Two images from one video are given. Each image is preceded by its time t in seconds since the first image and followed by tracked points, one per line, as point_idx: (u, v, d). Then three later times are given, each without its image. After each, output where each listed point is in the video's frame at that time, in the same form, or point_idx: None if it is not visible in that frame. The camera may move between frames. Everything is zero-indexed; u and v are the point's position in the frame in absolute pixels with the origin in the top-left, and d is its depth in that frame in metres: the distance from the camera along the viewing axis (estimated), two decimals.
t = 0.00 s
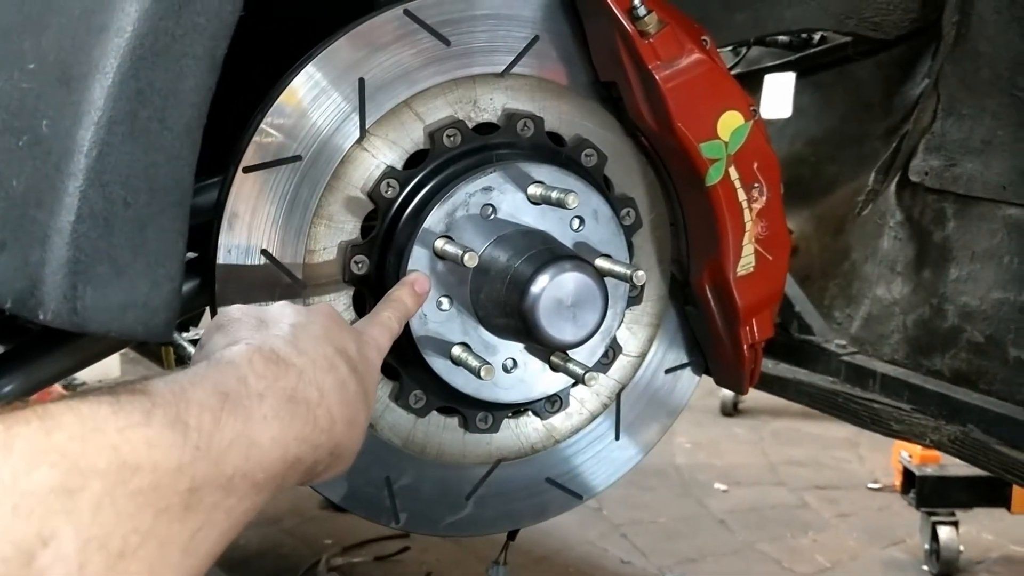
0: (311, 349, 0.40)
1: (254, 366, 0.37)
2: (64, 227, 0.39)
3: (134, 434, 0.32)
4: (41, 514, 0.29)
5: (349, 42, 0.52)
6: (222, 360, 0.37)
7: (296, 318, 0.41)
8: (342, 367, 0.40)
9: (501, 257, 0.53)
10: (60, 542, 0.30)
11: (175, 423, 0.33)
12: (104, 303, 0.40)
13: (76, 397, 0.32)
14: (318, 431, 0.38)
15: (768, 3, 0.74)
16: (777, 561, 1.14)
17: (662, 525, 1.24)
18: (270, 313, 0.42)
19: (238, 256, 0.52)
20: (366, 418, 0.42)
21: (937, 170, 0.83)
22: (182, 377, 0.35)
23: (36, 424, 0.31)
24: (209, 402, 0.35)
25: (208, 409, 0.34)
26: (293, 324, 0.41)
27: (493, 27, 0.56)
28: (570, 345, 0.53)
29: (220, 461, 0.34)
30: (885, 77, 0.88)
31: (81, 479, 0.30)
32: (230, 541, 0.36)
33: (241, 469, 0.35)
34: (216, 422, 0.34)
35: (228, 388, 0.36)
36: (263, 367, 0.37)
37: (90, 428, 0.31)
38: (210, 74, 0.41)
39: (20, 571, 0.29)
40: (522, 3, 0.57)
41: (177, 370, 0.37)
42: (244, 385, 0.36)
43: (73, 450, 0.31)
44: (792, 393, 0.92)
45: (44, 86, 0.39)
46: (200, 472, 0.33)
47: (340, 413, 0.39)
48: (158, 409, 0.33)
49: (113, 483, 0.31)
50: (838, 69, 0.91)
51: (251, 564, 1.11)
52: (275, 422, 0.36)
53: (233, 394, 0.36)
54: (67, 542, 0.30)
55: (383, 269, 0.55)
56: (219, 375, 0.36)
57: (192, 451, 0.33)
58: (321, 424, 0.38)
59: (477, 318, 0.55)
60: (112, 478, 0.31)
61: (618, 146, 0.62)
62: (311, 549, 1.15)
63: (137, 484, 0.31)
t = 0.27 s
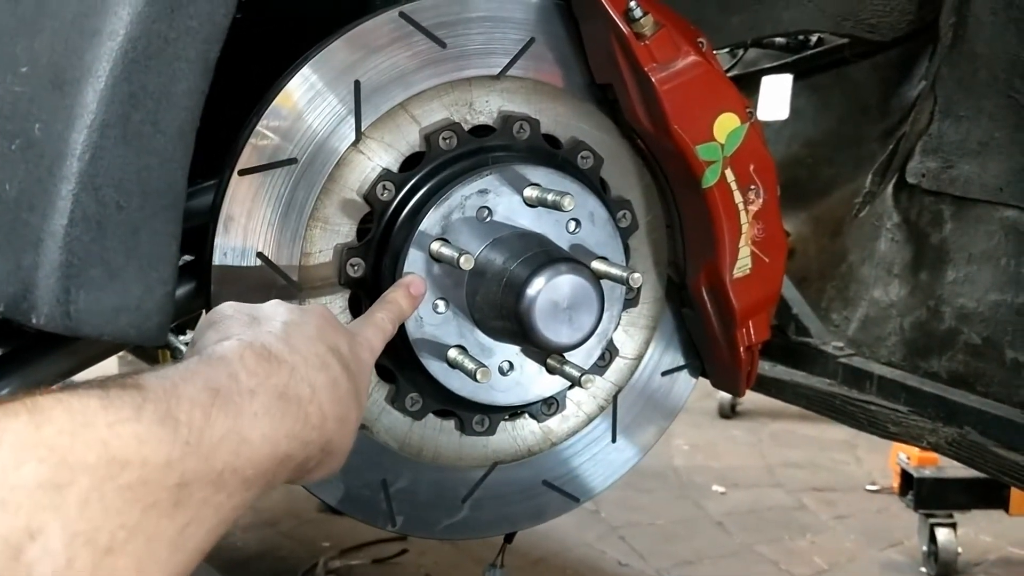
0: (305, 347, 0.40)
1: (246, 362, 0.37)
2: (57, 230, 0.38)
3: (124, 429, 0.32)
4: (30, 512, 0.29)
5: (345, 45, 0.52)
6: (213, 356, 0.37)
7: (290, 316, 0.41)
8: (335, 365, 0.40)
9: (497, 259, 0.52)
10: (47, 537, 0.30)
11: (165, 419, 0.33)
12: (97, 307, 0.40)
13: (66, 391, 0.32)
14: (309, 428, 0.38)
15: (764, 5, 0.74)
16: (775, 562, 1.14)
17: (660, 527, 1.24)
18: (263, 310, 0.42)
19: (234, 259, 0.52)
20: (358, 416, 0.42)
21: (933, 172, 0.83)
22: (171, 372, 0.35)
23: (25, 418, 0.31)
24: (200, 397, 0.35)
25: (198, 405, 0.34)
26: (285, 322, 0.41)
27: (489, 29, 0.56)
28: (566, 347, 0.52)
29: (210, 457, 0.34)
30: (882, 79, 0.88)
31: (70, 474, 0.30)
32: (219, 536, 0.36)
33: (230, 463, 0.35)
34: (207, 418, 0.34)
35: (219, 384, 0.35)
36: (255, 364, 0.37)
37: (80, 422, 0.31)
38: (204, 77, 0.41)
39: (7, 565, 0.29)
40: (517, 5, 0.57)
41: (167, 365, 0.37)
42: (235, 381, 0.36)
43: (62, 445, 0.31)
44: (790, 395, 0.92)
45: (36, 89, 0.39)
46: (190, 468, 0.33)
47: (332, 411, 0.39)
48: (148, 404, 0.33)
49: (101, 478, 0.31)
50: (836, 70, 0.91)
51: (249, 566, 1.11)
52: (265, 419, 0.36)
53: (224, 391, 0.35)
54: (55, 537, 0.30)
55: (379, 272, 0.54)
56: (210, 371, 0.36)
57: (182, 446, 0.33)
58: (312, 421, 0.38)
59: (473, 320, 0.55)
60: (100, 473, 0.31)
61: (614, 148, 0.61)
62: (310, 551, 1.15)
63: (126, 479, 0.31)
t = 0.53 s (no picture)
0: (303, 348, 0.40)
1: (244, 363, 0.37)
2: (55, 227, 0.38)
3: (123, 430, 0.32)
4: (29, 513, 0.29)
5: (342, 43, 0.52)
6: (212, 357, 0.37)
7: (288, 317, 0.41)
8: (333, 366, 0.40)
9: (495, 258, 0.52)
10: (47, 538, 0.30)
11: (164, 420, 0.33)
12: (95, 303, 0.40)
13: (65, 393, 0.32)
14: (308, 428, 0.38)
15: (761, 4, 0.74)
16: (773, 562, 1.14)
17: (658, 526, 1.24)
18: (262, 311, 0.42)
19: (232, 257, 0.52)
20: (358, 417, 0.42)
21: (931, 171, 0.83)
22: (170, 374, 0.35)
23: (25, 419, 0.30)
24: (199, 398, 0.35)
25: (197, 405, 0.34)
26: (284, 323, 0.41)
27: (487, 28, 0.56)
28: (563, 345, 0.53)
29: (210, 457, 0.34)
30: (879, 78, 0.88)
31: (69, 475, 0.30)
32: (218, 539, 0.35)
33: (230, 464, 0.35)
34: (206, 419, 0.34)
35: (218, 384, 0.35)
36: (253, 365, 0.37)
37: (79, 423, 0.31)
38: (202, 74, 0.41)
39: (7, 566, 0.29)
40: (514, 3, 0.57)
41: (166, 367, 0.37)
42: (233, 381, 0.36)
43: (62, 446, 0.31)
44: (786, 394, 0.92)
45: (33, 86, 0.39)
46: (190, 468, 0.33)
47: (331, 412, 0.39)
48: (147, 405, 0.33)
49: (101, 479, 0.31)
50: (833, 69, 0.90)
51: (247, 566, 1.11)
52: (264, 419, 0.36)
53: (222, 391, 0.35)
54: (55, 538, 0.30)
55: (377, 270, 0.54)
56: (209, 371, 0.36)
57: (181, 447, 0.33)
58: (312, 421, 0.38)
59: (470, 319, 0.55)
60: (100, 474, 0.31)
61: (612, 147, 0.62)
62: (307, 550, 1.15)
63: (125, 481, 0.31)
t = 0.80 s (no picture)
0: (302, 344, 0.40)
1: (243, 358, 0.37)
2: (55, 222, 0.38)
3: (121, 424, 0.32)
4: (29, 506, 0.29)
5: (342, 41, 0.52)
6: (211, 352, 0.37)
7: (287, 313, 0.41)
8: (332, 362, 0.40)
9: (495, 256, 0.52)
10: (46, 531, 0.29)
11: (163, 414, 0.33)
12: (96, 299, 0.39)
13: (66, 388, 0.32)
14: (307, 424, 0.38)
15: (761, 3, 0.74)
16: (771, 560, 1.15)
17: (656, 524, 1.24)
18: (261, 308, 0.42)
19: (232, 254, 0.52)
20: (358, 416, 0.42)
21: (931, 170, 0.83)
22: (168, 370, 0.35)
23: (25, 413, 0.31)
24: (198, 393, 0.35)
25: (196, 401, 0.34)
26: (283, 319, 0.41)
27: (487, 25, 0.56)
28: (563, 343, 0.52)
29: (209, 452, 0.34)
30: (879, 77, 0.88)
31: (68, 469, 0.30)
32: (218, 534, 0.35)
33: (228, 460, 0.35)
34: (205, 414, 0.34)
35: (216, 380, 0.35)
36: (251, 360, 0.37)
37: (78, 418, 0.31)
38: (203, 70, 0.41)
39: (6, 560, 0.28)
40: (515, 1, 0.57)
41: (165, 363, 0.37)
42: (232, 377, 0.36)
43: (61, 440, 0.31)
44: (785, 393, 0.92)
45: (36, 81, 0.39)
46: (189, 463, 0.33)
47: (329, 408, 0.39)
48: (146, 400, 0.33)
49: (100, 473, 0.31)
50: (833, 68, 0.90)
51: (245, 564, 1.11)
52: (263, 415, 0.36)
53: (221, 386, 0.35)
54: (54, 532, 0.30)
55: (376, 267, 0.54)
56: (208, 367, 0.36)
57: (179, 442, 0.33)
58: (310, 417, 0.38)
59: (470, 316, 0.55)
60: (100, 467, 0.31)
61: (612, 145, 0.62)
62: (306, 548, 1.15)
63: (124, 475, 0.31)
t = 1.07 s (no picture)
0: (302, 341, 0.40)
1: (242, 355, 0.37)
2: (57, 219, 0.38)
3: (120, 422, 0.32)
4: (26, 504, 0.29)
5: (341, 39, 0.52)
6: (210, 349, 0.37)
7: (287, 310, 0.41)
8: (332, 359, 0.40)
9: (496, 254, 0.52)
10: (44, 530, 0.29)
11: (162, 412, 0.33)
12: (97, 296, 0.39)
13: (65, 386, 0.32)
14: (306, 421, 0.38)
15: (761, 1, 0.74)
16: (770, 559, 1.15)
17: (655, 523, 1.24)
18: (261, 304, 0.42)
19: (233, 252, 0.52)
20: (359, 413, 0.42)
21: (931, 169, 0.83)
22: (168, 368, 0.35)
23: (22, 411, 0.31)
24: (197, 391, 0.35)
25: (195, 398, 0.34)
26: (283, 316, 0.41)
27: (489, 23, 0.56)
28: (563, 341, 0.52)
29: (208, 450, 0.34)
30: (879, 75, 0.88)
31: (66, 467, 0.30)
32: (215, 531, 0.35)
33: (227, 458, 0.34)
34: (204, 411, 0.34)
35: (215, 377, 0.35)
36: (251, 357, 0.37)
37: (77, 416, 0.31)
38: (205, 66, 0.41)
39: (4, 559, 0.29)
40: None
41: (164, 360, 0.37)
42: (231, 374, 0.36)
43: (59, 438, 0.31)
44: (785, 391, 0.91)
45: (37, 78, 0.38)
46: (187, 461, 0.33)
47: (328, 406, 0.39)
48: (145, 397, 0.33)
49: (100, 471, 0.31)
50: (833, 67, 0.90)
51: (245, 562, 1.11)
52: (262, 412, 0.36)
53: (220, 384, 0.35)
54: (52, 530, 0.30)
55: (377, 265, 0.54)
56: (207, 364, 0.36)
57: (178, 440, 0.33)
58: (310, 415, 0.38)
59: (470, 314, 0.55)
60: (99, 465, 0.31)
61: (613, 143, 0.62)
62: (306, 546, 1.15)
63: (123, 473, 0.31)
